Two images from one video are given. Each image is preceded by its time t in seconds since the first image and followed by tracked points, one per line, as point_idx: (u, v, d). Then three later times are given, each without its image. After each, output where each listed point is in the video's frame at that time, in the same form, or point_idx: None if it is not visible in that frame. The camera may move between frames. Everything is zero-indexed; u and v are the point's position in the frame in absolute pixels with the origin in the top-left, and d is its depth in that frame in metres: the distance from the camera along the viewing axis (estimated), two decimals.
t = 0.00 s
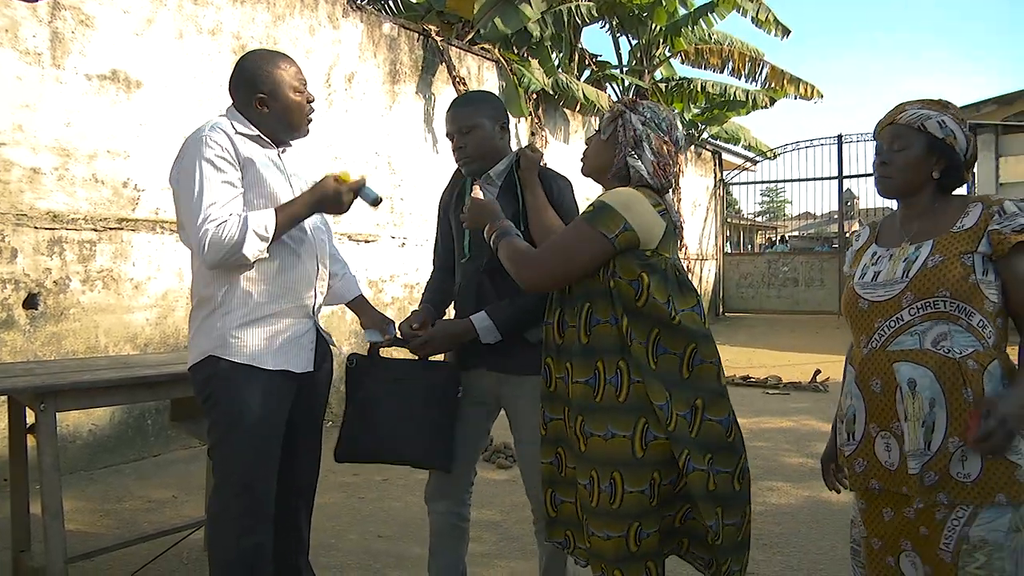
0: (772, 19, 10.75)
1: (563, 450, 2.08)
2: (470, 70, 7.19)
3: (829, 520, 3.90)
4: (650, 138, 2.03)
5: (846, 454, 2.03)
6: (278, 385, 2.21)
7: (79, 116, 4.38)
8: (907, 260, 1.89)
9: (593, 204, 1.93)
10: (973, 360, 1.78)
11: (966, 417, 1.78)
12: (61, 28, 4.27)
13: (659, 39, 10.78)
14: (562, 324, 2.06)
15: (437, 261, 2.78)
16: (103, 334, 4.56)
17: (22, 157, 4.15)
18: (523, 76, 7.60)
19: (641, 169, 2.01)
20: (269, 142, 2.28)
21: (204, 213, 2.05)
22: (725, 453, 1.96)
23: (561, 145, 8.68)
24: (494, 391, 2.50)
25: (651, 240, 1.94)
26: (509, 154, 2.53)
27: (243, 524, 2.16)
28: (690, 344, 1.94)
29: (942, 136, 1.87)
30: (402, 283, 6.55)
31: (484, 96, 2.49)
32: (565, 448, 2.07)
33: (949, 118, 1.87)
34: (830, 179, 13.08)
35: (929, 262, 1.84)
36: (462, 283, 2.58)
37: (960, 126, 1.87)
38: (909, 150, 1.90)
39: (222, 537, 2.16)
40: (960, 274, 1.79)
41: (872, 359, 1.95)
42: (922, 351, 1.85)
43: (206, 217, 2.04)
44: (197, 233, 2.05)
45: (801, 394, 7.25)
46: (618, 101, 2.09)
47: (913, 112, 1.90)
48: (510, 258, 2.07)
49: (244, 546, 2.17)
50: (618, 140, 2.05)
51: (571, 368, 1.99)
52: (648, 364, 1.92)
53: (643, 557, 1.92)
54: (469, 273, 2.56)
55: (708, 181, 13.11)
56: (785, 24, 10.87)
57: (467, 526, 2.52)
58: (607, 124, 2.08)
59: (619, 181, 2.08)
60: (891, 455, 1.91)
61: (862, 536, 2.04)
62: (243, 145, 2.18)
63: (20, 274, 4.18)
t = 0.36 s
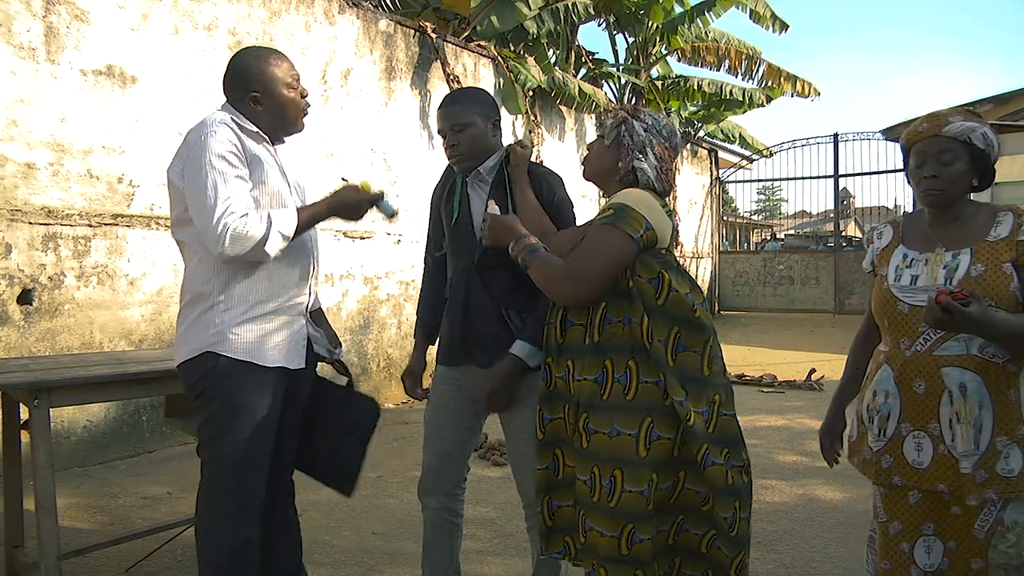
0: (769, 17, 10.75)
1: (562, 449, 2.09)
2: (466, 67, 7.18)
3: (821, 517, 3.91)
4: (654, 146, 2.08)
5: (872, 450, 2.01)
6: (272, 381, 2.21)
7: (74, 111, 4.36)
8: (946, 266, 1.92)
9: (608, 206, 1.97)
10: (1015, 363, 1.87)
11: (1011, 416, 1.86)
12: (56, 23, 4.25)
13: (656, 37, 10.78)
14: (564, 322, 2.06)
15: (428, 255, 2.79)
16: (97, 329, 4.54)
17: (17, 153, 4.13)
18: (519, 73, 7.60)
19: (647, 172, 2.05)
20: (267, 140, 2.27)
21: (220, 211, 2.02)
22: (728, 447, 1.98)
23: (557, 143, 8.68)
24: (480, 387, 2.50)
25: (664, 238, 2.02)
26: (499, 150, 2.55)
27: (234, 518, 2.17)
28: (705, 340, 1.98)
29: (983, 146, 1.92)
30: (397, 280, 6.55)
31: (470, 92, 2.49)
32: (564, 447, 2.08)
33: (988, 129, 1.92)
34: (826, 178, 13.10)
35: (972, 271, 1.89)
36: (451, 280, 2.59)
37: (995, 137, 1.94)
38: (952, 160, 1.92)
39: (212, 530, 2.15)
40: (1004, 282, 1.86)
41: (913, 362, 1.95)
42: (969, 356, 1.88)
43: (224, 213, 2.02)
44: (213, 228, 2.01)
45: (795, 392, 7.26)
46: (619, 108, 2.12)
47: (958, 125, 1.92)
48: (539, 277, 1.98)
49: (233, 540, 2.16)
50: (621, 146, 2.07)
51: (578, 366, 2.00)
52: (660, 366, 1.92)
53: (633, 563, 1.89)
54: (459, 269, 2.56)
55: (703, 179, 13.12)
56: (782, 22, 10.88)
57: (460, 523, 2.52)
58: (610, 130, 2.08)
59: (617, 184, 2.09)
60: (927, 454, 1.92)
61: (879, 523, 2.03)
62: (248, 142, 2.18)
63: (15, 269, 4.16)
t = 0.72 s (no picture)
0: (760, 16, 10.78)
1: (563, 435, 2.16)
2: (456, 66, 7.17)
3: (811, 515, 3.92)
4: (666, 152, 2.09)
5: (869, 427, 2.22)
6: (259, 380, 2.21)
7: (63, 110, 4.35)
8: (948, 255, 2.11)
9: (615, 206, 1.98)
10: (1002, 351, 2.04)
11: (997, 401, 2.03)
12: (44, 21, 4.23)
13: (647, 36, 10.79)
14: (569, 316, 2.08)
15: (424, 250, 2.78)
16: (87, 329, 4.53)
17: (6, 151, 4.11)
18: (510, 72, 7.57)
19: (659, 176, 2.07)
20: (254, 139, 2.26)
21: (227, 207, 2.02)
22: (714, 436, 1.98)
23: (548, 141, 8.68)
24: (479, 383, 2.51)
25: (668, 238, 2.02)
26: (498, 148, 2.55)
27: (224, 516, 2.17)
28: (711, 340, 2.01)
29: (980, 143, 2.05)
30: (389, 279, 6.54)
31: (467, 92, 2.48)
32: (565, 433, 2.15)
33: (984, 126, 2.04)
34: (817, 177, 13.14)
35: (967, 262, 2.08)
36: (449, 276, 2.59)
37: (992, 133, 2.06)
38: (953, 158, 2.06)
39: (199, 530, 2.15)
40: (996, 274, 2.04)
41: (907, 347, 2.15)
42: (958, 343, 2.06)
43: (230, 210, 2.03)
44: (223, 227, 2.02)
45: (786, 390, 7.28)
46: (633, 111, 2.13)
47: (954, 124, 2.04)
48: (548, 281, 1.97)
49: (222, 539, 2.16)
50: (633, 151, 2.09)
51: (582, 359, 2.01)
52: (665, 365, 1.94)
53: (616, 553, 1.91)
54: (457, 264, 2.56)
55: (694, 178, 13.14)
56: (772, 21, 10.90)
57: (455, 520, 2.53)
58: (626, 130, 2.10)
59: (628, 186, 2.10)
60: (916, 432, 2.12)
61: (861, 496, 2.25)
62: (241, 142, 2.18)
63: (4, 269, 4.14)
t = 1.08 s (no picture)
0: (755, 17, 10.80)
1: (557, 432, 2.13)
2: (452, 66, 7.17)
3: (805, 514, 3.93)
4: (655, 149, 2.09)
5: (828, 415, 2.38)
6: (255, 378, 2.21)
7: (58, 108, 4.34)
8: (897, 254, 2.22)
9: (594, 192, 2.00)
10: (939, 347, 2.15)
11: (934, 393, 2.15)
12: (39, 19, 4.23)
13: (642, 36, 10.81)
14: (551, 313, 2.10)
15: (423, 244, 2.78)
16: (82, 328, 4.52)
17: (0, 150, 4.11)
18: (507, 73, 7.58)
19: (648, 172, 2.07)
20: (249, 138, 2.26)
21: (218, 209, 2.04)
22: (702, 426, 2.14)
23: (543, 141, 8.68)
24: (478, 381, 2.53)
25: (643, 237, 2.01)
26: (507, 151, 2.57)
27: (221, 514, 2.17)
28: (676, 327, 2.06)
29: (926, 147, 2.15)
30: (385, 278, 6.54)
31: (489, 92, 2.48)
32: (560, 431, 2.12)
33: (931, 132, 2.15)
34: (813, 177, 13.16)
35: (908, 262, 2.19)
36: (449, 272, 2.60)
37: (942, 138, 2.16)
38: (901, 161, 2.18)
39: (197, 528, 2.15)
40: (934, 274, 2.14)
41: (851, 339, 2.30)
42: (896, 337, 2.20)
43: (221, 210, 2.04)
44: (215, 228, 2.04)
45: (781, 390, 7.30)
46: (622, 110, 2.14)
47: (900, 128, 2.17)
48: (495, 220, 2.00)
49: (219, 538, 2.17)
50: (622, 149, 2.10)
51: (561, 357, 2.02)
52: (643, 355, 1.97)
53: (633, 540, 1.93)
54: (457, 261, 2.58)
55: (690, 178, 13.15)
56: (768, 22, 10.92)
57: (451, 517, 2.55)
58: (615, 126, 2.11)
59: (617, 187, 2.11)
60: (866, 420, 2.27)
61: (833, 481, 2.39)
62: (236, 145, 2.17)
63: None
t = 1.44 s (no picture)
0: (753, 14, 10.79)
1: (548, 438, 2.11)
2: (450, 63, 7.17)
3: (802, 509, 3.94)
4: (636, 150, 2.09)
5: (789, 407, 2.39)
6: (258, 374, 2.21)
7: (56, 105, 4.34)
8: (840, 247, 2.21)
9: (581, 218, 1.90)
10: (880, 335, 2.13)
11: (876, 380, 2.14)
12: (36, 16, 4.22)
13: (640, 32, 10.81)
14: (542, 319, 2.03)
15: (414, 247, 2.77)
16: (81, 325, 4.52)
17: None
18: (504, 69, 7.57)
19: (633, 179, 2.07)
20: (255, 138, 2.27)
21: (219, 201, 2.03)
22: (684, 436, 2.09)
23: (541, 138, 8.68)
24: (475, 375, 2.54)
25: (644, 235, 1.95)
26: (483, 146, 2.58)
27: (223, 510, 2.17)
28: (670, 336, 2.02)
29: (871, 146, 2.13)
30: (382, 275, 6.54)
31: (458, 92, 2.49)
32: (551, 436, 2.10)
33: (877, 131, 2.13)
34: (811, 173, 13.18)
35: (847, 255, 2.18)
36: (442, 273, 2.60)
37: (889, 138, 2.12)
38: (845, 157, 2.17)
39: (198, 524, 2.15)
40: (871, 266, 2.12)
41: (803, 331, 2.31)
42: (836, 327, 2.20)
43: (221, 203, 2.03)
44: (216, 221, 2.03)
45: (779, 386, 7.32)
46: (599, 108, 2.12)
47: (850, 127, 2.17)
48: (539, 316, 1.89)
49: (221, 535, 2.17)
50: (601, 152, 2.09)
51: (557, 364, 1.98)
52: (642, 360, 1.91)
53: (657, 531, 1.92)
54: (449, 261, 2.58)
55: (688, 175, 13.16)
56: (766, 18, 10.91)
57: (449, 512, 2.55)
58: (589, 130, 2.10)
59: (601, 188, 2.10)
60: (820, 409, 2.28)
61: (804, 473, 2.40)
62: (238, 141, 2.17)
63: None
